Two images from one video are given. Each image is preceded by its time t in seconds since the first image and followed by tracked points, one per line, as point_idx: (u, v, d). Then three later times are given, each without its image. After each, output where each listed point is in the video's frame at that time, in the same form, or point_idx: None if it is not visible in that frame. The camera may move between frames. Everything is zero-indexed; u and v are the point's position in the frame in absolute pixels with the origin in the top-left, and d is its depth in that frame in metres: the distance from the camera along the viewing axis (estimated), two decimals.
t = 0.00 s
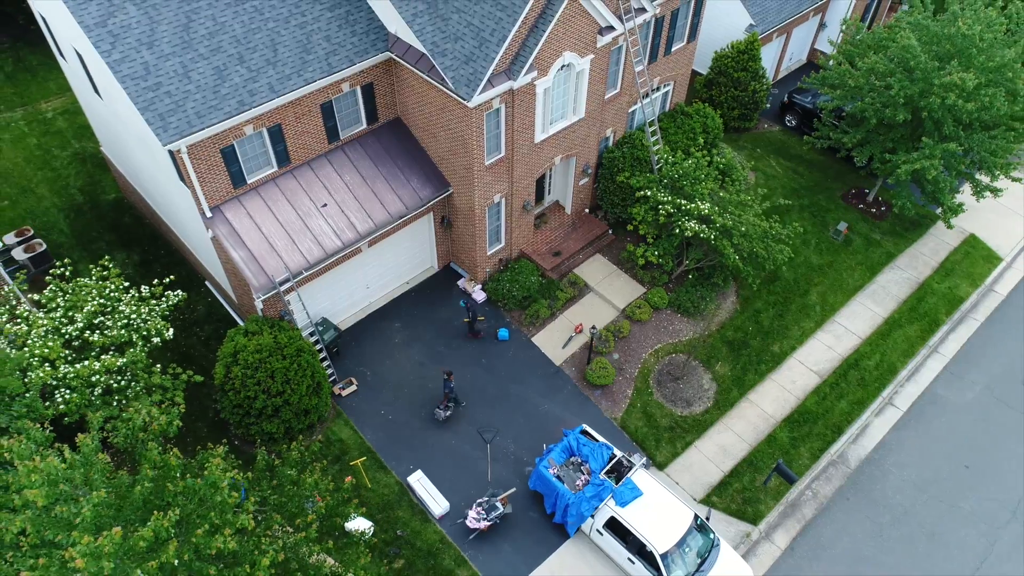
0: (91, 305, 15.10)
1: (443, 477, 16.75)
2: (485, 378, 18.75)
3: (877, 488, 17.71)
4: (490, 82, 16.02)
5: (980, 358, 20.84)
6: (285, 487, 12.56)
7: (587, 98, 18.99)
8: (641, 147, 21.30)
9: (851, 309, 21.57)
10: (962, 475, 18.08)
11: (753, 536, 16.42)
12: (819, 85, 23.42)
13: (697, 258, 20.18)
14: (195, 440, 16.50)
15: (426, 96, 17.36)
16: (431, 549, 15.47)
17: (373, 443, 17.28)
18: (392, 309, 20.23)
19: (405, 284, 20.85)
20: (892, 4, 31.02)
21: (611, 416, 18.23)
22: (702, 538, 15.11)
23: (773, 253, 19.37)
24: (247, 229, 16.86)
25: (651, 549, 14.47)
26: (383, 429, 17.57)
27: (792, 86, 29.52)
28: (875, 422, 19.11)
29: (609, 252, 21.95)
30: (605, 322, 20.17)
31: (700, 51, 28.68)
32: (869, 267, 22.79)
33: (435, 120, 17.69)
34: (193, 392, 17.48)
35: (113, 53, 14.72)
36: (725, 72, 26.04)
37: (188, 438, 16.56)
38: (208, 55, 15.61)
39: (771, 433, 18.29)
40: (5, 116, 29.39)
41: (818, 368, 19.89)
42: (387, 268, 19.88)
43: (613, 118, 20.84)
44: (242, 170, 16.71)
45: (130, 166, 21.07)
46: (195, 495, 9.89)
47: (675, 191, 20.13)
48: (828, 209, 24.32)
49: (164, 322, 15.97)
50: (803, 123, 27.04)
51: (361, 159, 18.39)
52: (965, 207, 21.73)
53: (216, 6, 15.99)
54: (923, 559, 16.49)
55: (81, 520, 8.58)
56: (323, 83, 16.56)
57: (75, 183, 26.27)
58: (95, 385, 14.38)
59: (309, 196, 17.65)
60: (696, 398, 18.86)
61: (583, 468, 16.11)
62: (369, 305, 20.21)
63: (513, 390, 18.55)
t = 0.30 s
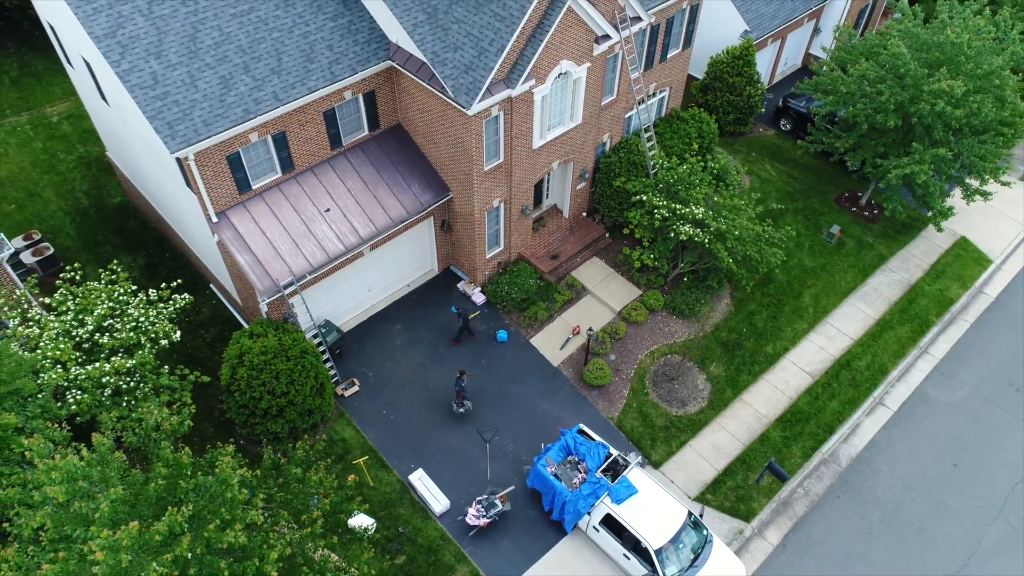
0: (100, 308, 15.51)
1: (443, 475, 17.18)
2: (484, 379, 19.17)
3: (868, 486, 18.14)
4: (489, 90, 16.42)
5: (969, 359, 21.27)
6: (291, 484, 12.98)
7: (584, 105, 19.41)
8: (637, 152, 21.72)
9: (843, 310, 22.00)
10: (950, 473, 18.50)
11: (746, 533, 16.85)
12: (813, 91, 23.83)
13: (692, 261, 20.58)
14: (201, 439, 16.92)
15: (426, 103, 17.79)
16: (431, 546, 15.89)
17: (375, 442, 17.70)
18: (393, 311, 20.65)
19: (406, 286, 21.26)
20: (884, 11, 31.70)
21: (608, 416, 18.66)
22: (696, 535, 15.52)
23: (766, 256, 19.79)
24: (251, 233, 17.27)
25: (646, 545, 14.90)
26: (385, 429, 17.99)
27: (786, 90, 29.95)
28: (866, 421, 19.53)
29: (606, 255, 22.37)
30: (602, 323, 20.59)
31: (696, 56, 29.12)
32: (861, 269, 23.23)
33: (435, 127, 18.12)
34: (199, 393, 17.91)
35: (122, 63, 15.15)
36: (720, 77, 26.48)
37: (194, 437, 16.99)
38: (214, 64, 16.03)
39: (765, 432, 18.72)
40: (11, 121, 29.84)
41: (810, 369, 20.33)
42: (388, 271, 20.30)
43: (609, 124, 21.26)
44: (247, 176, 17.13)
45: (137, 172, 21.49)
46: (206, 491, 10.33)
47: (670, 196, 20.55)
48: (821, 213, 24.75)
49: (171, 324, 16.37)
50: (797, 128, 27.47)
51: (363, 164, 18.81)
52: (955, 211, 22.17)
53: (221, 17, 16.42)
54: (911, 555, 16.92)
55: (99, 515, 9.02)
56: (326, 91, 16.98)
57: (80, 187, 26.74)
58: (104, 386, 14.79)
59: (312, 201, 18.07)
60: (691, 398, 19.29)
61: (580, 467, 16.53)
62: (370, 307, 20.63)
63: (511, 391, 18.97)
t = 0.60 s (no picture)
0: (120, 316, 16.47)
1: (443, 473, 18.15)
2: (482, 382, 20.13)
3: (846, 483, 19.10)
4: (486, 110, 17.37)
5: (946, 362, 22.23)
6: (302, 482, 13.93)
7: (577, 121, 20.37)
8: (629, 164, 22.69)
9: (826, 315, 22.99)
10: (926, 471, 19.47)
11: (730, 527, 17.83)
12: (798, 104, 24.79)
13: (680, 268, 21.55)
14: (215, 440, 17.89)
15: (427, 120, 18.75)
16: (432, 540, 16.86)
17: (379, 442, 18.67)
18: (395, 317, 21.62)
19: (408, 293, 22.23)
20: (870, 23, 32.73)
21: (600, 417, 19.63)
22: (681, 529, 16.49)
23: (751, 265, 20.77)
24: (262, 245, 18.24)
25: (633, 538, 15.86)
26: (388, 429, 18.96)
27: (775, 101, 30.92)
28: (846, 421, 20.51)
29: (599, 263, 23.34)
30: (595, 329, 21.56)
31: (687, 68, 30.11)
32: (844, 276, 24.21)
33: (435, 143, 19.08)
34: (211, 396, 18.88)
35: (141, 86, 16.10)
36: (710, 89, 27.47)
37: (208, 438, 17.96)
38: (227, 86, 16.98)
39: (749, 432, 19.70)
40: (23, 132, 30.81)
41: (793, 372, 21.31)
42: (391, 279, 21.26)
43: (602, 138, 22.23)
44: (257, 191, 18.10)
45: (149, 183, 22.42)
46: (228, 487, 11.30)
47: (660, 207, 21.53)
48: (807, 221, 25.73)
49: (186, 331, 17.31)
50: (785, 138, 28.46)
51: (367, 178, 19.77)
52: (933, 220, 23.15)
53: (233, 41, 17.38)
54: (887, 548, 17.87)
55: (133, 510, 9.97)
56: (332, 110, 17.94)
57: (92, 196, 27.71)
58: (125, 390, 15.73)
59: (319, 214, 19.04)
60: (679, 400, 20.26)
61: (573, 465, 17.50)
62: (374, 313, 21.59)
63: (508, 393, 19.94)
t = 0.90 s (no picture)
0: (149, 330, 18.02)
1: (444, 472, 19.73)
2: (480, 388, 21.72)
3: (817, 480, 20.67)
4: (483, 139, 18.90)
5: (913, 367, 23.83)
6: (319, 480, 15.53)
7: (567, 145, 21.94)
8: (617, 183, 24.28)
9: (802, 324, 24.59)
10: (891, 469, 21.05)
11: (708, 521, 19.44)
12: (777, 125, 26.38)
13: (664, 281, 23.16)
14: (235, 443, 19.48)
15: (428, 147, 20.34)
16: (435, 533, 18.46)
17: (385, 444, 20.25)
18: (399, 327, 23.20)
19: (411, 305, 23.80)
20: (849, 43, 34.42)
21: (590, 420, 21.21)
22: (662, 522, 18.07)
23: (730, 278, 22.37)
24: (277, 263, 19.82)
25: (618, 531, 17.45)
26: (393, 432, 20.53)
27: (758, 118, 32.54)
28: (818, 423, 22.09)
29: (589, 275, 24.94)
30: (585, 338, 23.15)
31: (674, 88, 31.72)
32: (820, 286, 25.80)
33: (436, 167, 20.66)
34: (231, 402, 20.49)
35: (168, 121, 17.68)
36: (695, 109, 29.06)
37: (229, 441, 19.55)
38: (246, 118, 18.55)
39: (728, 434, 21.31)
40: (43, 149, 32.36)
41: (769, 377, 22.91)
42: (395, 292, 22.84)
43: (591, 159, 23.82)
44: (273, 213, 19.69)
45: (168, 202, 23.95)
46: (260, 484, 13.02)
47: (645, 224, 23.13)
48: (786, 234, 27.31)
49: (209, 343, 18.85)
50: (767, 154, 30.05)
51: (373, 200, 21.36)
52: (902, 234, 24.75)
53: (251, 77, 18.95)
54: (852, 540, 19.44)
55: (180, 506, 11.67)
56: (342, 139, 19.51)
57: (111, 211, 29.28)
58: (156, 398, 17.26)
59: (329, 234, 20.63)
60: (663, 404, 21.86)
61: (564, 465, 19.07)
62: (379, 324, 23.17)
63: (505, 398, 21.53)
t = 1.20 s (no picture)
0: (180, 346, 19.84)
1: (448, 474, 21.57)
2: (481, 396, 23.56)
3: (790, 481, 22.51)
4: (483, 170, 20.72)
5: (882, 375, 25.66)
6: (338, 482, 17.40)
7: (560, 172, 23.77)
8: (607, 205, 26.12)
9: (780, 335, 26.44)
10: (858, 470, 22.90)
11: (689, 518, 21.29)
12: (757, 147, 28.21)
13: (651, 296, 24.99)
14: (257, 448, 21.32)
15: (432, 175, 22.17)
16: (440, 529, 20.30)
17: (394, 448, 22.08)
18: (405, 339, 25.03)
19: (416, 318, 25.61)
20: (830, 65, 36.27)
21: (581, 426, 23.05)
22: (646, 519, 19.91)
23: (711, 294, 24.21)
24: (295, 283, 21.67)
25: (606, 527, 19.29)
26: (401, 437, 22.37)
27: (742, 137, 34.40)
28: (792, 427, 23.94)
29: (582, 290, 26.79)
30: (578, 349, 25.00)
31: (663, 109, 33.55)
32: (797, 299, 27.65)
33: (440, 194, 22.50)
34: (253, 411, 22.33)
35: (198, 156, 19.48)
36: (682, 131, 30.88)
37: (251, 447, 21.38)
38: (267, 152, 20.38)
39: (708, 437, 23.16)
40: (65, 168, 34.15)
41: (748, 385, 24.76)
42: (402, 307, 24.66)
43: (583, 183, 25.66)
44: (290, 237, 21.51)
45: (190, 223, 25.71)
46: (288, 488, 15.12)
47: (633, 244, 24.97)
48: (767, 249, 29.15)
49: (233, 356, 20.65)
50: (750, 173, 31.88)
51: (382, 223, 23.20)
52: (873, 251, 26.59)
53: (271, 114, 20.75)
54: (820, 534, 21.28)
55: (223, 504, 13.72)
56: (353, 170, 21.35)
57: (132, 228, 31.12)
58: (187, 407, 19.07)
59: (342, 255, 22.47)
60: (649, 410, 23.70)
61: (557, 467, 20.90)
62: (387, 336, 24.99)
63: (503, 406, 23.37)
